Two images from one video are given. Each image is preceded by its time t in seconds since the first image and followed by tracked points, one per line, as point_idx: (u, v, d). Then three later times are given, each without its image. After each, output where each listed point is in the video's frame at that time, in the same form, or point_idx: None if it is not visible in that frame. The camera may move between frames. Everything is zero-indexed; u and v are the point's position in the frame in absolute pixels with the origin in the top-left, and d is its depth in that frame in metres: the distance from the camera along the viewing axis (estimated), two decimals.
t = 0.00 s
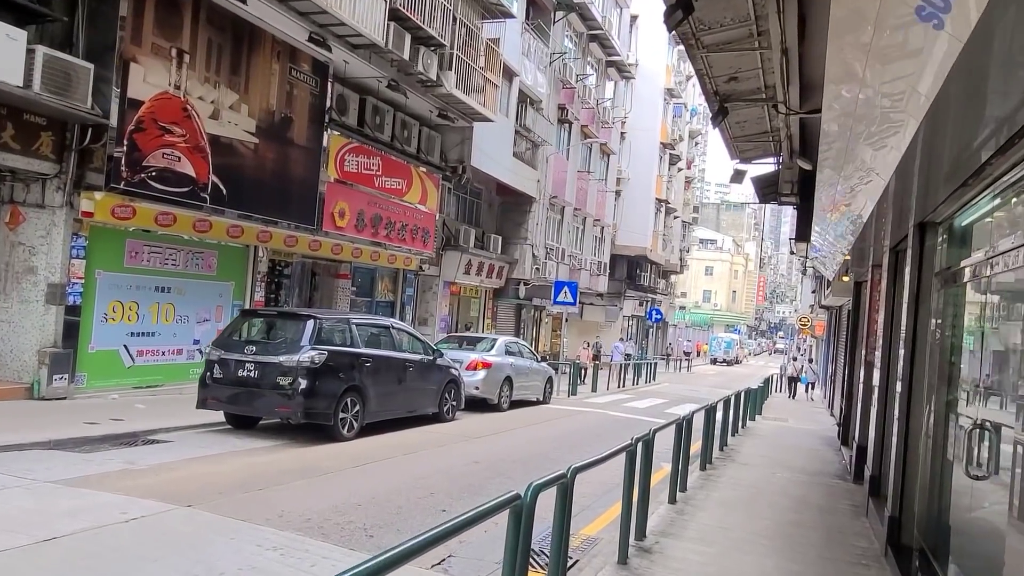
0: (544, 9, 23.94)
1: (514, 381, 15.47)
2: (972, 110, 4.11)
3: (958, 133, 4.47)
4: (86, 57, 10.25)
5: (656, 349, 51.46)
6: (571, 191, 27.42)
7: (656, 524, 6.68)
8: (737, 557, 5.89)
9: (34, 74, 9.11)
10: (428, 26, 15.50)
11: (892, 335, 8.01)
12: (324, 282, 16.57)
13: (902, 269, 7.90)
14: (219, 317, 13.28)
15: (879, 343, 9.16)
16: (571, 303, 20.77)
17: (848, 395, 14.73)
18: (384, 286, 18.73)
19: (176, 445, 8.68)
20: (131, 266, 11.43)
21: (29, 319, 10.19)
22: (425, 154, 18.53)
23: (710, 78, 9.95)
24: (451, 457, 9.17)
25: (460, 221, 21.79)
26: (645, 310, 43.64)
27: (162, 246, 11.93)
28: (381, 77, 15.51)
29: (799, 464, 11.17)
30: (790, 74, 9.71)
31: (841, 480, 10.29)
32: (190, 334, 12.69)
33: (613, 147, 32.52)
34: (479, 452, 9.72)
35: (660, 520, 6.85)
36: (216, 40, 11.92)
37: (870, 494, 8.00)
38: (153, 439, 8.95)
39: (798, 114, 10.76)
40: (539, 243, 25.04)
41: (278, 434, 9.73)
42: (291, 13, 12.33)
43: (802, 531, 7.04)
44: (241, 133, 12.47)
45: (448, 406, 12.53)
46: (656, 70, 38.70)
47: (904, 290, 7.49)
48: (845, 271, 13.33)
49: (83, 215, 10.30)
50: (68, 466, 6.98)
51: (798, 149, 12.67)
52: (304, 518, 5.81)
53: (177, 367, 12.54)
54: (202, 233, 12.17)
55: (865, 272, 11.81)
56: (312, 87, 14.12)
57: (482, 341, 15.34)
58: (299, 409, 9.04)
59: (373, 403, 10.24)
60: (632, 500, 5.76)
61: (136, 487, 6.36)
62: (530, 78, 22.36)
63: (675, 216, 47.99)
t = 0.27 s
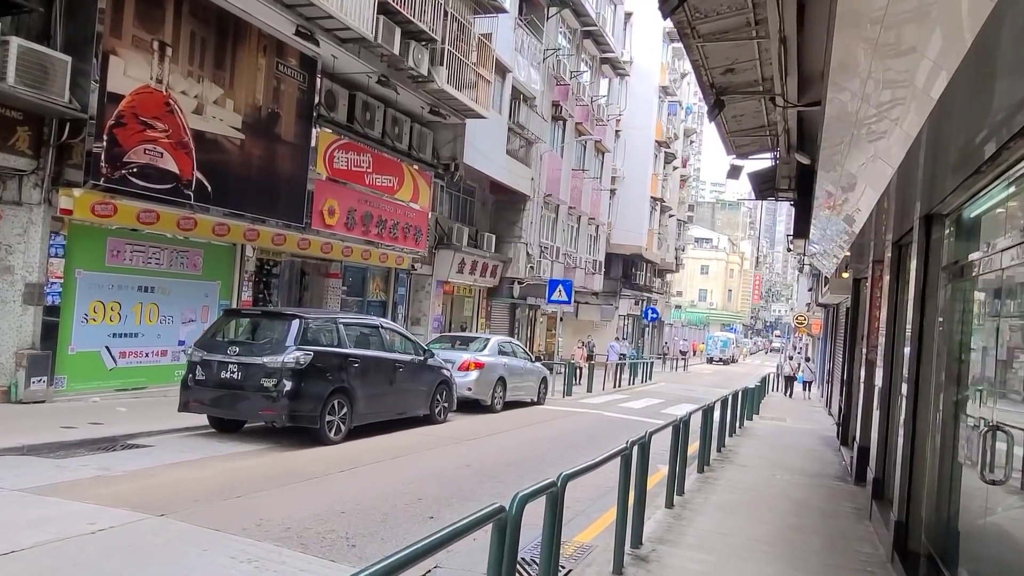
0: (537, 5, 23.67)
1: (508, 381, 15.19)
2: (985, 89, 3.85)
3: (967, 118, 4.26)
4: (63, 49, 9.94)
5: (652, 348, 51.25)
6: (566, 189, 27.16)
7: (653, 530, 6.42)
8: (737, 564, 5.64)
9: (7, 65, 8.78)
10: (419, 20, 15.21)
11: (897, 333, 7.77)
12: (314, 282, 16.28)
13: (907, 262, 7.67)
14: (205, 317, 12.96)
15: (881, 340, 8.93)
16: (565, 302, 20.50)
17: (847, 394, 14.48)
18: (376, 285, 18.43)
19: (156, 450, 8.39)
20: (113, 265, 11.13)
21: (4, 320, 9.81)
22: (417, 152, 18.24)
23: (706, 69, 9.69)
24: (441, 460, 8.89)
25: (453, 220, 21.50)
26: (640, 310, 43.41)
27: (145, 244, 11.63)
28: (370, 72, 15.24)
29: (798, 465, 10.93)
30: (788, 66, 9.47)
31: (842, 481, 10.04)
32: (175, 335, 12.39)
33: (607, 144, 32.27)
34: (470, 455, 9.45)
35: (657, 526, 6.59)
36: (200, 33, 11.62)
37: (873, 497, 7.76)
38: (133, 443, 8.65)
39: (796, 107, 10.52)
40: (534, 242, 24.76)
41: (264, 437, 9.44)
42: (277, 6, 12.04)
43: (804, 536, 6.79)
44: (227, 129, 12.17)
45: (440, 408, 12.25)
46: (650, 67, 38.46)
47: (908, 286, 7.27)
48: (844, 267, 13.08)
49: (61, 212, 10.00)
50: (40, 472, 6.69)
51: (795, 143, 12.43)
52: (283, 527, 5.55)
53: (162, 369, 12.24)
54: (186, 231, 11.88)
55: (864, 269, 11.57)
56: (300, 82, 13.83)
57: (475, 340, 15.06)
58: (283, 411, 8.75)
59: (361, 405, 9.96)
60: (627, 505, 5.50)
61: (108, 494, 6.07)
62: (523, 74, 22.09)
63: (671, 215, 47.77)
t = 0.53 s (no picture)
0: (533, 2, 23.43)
1: (501, 382, 14.93)
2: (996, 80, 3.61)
3: (974, 111, 4.02)
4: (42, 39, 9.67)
5: (648, 350, 51.00)
6: (562, 188, 26.91)
7: (646, 538, 6.16)
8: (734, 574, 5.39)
9: None
10: (411, 14, 14.95)
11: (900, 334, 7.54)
12: (304, 280, 16.00)
13: (910, 261, 7.42)
14: (190, 316, 12.67)
15: (883, 342, 8.68)
16: (560, 302, 20.23)
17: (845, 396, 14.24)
18: (368, 285, 18.15)
19: (134, 452, 8.11)
20: (94, 261, 10.85)
21: None
22: (410, 149, 17.97)
23: (703, 62, 9.46)
24: (429, 463, 8.63)
25: (447, 218, 21.24)
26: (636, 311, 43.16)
27: (128, 241, 11.34)
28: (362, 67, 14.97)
29: (796, 469, 10.69)
30: (787, 59, 9.23)
31: (841, 485, 9.79)
32: (159, 334, 12.10)
33: (604, 144, 32.04)
34: (459, 458, 9.18)
35: (651, 534, 6.33)
36: (185, 25, 11.35)
37: (874, 503, 7.51)
38: (110, 445, 8.36)
39: (795, 102, 10.29)
40: (529, 242, 24.51)
41: (247, 439, 9.17)
42: None
43: (802, 544, 6.54)
44: (213, 123, 11.90)
45: (430, 409, 11.98)
46: (647, 67, 38.25)
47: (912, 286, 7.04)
48: (842, 267, 12.84)
49: (39, 207, 9.72)
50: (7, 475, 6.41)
51: (794, 140, 12.21)
52: (257, 534, 5.29)
53: (145, 369, 11.95)
54: (171, 228, 11.60)
55: (864, 268, 11.33)
56: (289, 76, 13.56)
57: (468, 341, 14.79)
58: (266, 413, 8.48)
59: (348, 406, 9.69)
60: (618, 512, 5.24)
61: (76, 498, 5.80)
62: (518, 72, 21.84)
63: (667, 216, 47.54)
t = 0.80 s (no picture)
0: None
1: (494, 383, 14.64)
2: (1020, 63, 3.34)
3: (987, 98, 3.74)
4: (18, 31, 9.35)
5: (645, 349, 50.76)
6: (557, 187, 26.64)
7: (641, 548, 5.90)
8: None
9: None
10: (402, 9, 14.65)
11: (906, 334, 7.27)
12: (293, 280, 15.70)
13: (916, 258, 7.15)
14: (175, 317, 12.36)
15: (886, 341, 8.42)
16: (555, 302, 19.96)
17: (845, 396, 13.98)
18: (359, 284, 17.86)
19: (110, 458, 7.81)
20: (74, 261, 10.55)
21: None
22: (402, 147, 17.68)
23: (699, 55, 9.20)
24: (417, 469, 8.34)
25: (440, 217, 20.95)
26: (632, 310, 42.91)
27: (109, 240, 11.04)
28: (351, 63, 14.67)
29: (796, 472, 10.43)
30: (786, 51, 8.97)
31: (842, 489, 9.53)
32: (143, 336, 11.80)
33: (599, 142, 31.77)
34: (449, 462, 8.90)
35: (647, 543, 6.06)
36: (168, 18, 11.05)
37: (878, 509, 7.25)
38: (87, 452, 8.06)
39: (794, 96, 10.04)
40: (523, 241, 24.23)
41: (230, 444, 8.87)
42: None
43: (805, 553, 6.27)
44: (198, 119, 11.60)
45: (421, 411, 11.69)
46: (643, 65, 38.02)
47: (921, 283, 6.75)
48: (842, 266, 12.58)
49: (15, 205, 9.41)
50: None
51: (792, 135, 11.95)
52: (231, 548, 5.00)
53: (128, 371, 11.64)
54: (154, 227, 11.31)
55: (864, 266, 11.08)
56: (276, 72, 13.26)
57: (461, 342, 14.49)
58: (248, 417, 8.19)
59: (335, 410, 9.40)
60: (612, 525, 4.97)
61: (41, 510, 5.51)
62: (512, 69, 21.55)
63: (663, 215, 47.30)
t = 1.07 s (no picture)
0: None
1: (489, 384, 14.36)
2: None
3: (1011, 80, 3.44)
4: None
5: (642, 350, 50.51)
6: (553, 186, 26.37)
7: (640, 557, 5.63)
8: None
9: None
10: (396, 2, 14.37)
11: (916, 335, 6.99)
12: (284, 279, 15.42)
13: (927, 255, 6.89)
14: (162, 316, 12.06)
15: (892, 341, 8.17)
16: (552, 301, 19.68)
17: (846, 398, 13.72)
18: (353, 283, 17.57)
19: (89, 462, 7.52)
20: (56, 258, 10.26)
21: None
22: (396, 144, 17.40)
23: (700, 46, 8.94)
24: (408, 472, 8.07)
25: (435, 216, 20.67)
26: (630, 311, 42.65)
27: (93, 237, 10.75)
28: (344, 57, 14.39)
29: (798, 475, 10.17)
30: (789, 43, 8.72)
31: (846, 493, 9.28)
32: (128, 336, 11.50)
33: (596, 141, 31.51)
34: (441, 466, 8.63)
35: (646, 552, 5.79)
36: (154, 9, 10.76)
37: (886, 515, 6.99)
38: (65, 455, 7.77)
39: (796, 90, 9.78)
40: (519, 240, 23.96)
41: (215, 447, 8.59)
42: None
43: (811, 562, 6.01)
44: (185, 113, 11.31)
45: (413, 413, 11.41)
46: (640, 64, 37.76)
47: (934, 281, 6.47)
48: (844, 264, 12.32)
49: None
50: None
51: (794, 131, 11.69)
52: (206, 559, 4.73)
53: (113, 372, 11.34)
54: (140, 223, 11.01)
55: (867, 264, 10.82)
56: (267, 66, 12.98)
57: (456, 342, 14.21)
58: (233, 419, 7.90)
59: (324, 411, 9.12)
60: (610, 534, 4.71)
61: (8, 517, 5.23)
62: (508, 66, 21.28)
63: (660, 215, 47.05)
